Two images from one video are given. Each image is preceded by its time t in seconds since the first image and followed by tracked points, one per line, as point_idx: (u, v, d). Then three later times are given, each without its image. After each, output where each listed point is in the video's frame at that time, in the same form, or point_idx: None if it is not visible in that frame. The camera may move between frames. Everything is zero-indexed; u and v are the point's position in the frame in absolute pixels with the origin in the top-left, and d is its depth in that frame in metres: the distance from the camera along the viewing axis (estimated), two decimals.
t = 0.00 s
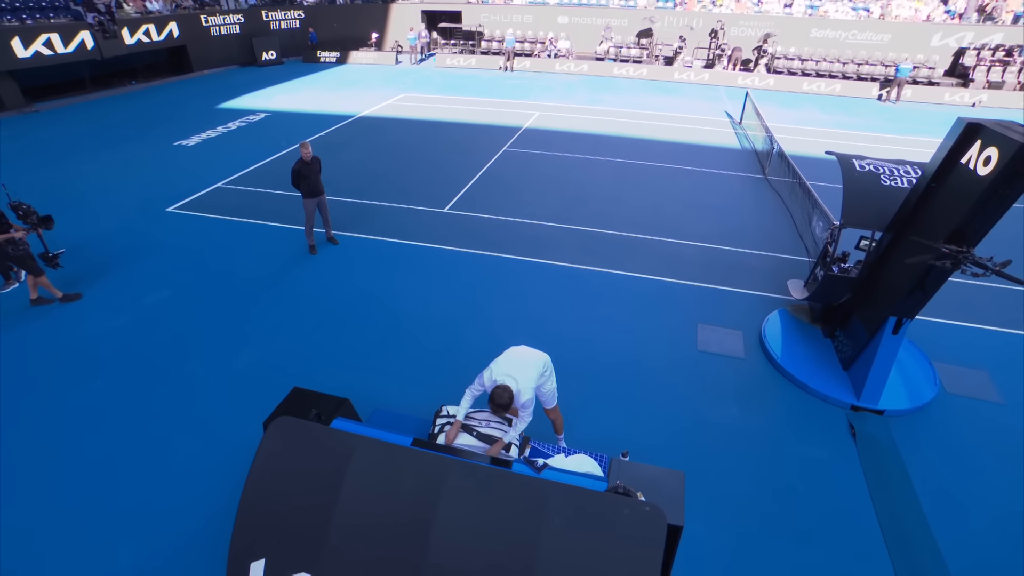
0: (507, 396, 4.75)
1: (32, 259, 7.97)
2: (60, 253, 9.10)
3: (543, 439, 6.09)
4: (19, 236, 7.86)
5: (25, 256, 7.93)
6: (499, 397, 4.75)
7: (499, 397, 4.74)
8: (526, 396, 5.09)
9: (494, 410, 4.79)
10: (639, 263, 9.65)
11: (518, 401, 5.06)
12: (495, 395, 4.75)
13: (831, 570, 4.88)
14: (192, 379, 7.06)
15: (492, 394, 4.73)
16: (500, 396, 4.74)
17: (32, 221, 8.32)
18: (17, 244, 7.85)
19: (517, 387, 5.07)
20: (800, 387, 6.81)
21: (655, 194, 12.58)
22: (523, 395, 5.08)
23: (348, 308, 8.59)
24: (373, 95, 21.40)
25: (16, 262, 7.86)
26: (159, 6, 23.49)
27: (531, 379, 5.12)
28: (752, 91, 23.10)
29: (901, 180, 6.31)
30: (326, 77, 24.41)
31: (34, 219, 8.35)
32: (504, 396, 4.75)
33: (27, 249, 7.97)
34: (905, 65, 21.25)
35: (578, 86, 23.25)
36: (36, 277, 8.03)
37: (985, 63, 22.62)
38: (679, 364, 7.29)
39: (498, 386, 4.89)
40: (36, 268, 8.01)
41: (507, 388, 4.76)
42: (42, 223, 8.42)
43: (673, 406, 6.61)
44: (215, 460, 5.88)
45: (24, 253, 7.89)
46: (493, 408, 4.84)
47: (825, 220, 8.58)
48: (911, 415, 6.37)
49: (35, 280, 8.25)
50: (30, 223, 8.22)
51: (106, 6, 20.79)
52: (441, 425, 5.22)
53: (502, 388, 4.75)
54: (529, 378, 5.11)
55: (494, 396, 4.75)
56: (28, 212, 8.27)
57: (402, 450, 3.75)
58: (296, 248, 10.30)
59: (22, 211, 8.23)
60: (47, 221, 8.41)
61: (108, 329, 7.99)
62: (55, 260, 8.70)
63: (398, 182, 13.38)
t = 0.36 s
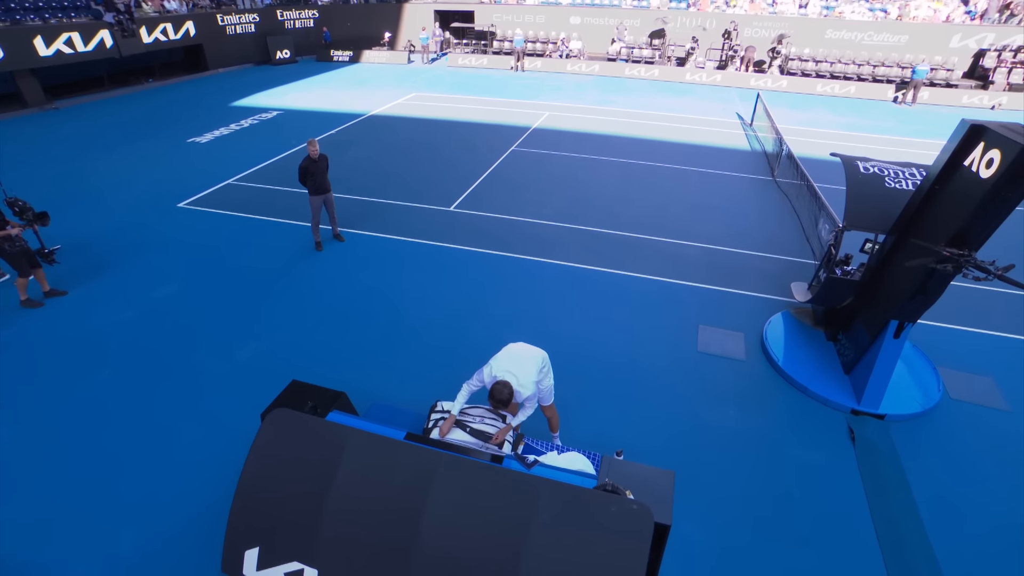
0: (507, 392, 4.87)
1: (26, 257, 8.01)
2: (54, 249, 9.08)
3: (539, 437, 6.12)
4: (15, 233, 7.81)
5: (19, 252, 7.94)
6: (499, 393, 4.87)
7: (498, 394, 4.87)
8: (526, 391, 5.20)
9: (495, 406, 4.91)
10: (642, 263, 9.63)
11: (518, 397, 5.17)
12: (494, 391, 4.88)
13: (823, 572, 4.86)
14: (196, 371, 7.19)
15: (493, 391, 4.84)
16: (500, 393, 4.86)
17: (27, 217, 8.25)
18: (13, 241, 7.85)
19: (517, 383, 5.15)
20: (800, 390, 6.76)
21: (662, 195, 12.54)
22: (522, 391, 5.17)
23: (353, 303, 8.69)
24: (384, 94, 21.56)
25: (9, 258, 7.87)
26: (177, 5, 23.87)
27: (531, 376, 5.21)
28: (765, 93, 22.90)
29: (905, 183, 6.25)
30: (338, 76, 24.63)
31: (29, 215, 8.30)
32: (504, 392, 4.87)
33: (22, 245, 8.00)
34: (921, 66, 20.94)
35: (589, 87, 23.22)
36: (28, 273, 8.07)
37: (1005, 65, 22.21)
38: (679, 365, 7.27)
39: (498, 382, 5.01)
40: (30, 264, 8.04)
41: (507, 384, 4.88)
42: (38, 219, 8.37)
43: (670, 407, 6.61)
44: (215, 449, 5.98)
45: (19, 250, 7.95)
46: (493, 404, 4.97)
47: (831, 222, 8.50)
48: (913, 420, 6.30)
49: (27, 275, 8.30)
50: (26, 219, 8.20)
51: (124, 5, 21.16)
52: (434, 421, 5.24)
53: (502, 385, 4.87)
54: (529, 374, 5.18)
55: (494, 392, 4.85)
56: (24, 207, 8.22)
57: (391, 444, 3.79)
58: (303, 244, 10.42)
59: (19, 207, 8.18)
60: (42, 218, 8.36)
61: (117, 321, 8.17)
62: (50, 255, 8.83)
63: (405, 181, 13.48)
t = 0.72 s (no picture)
0: (508, 389, 4.86)
1: (15, 256, 8.05)
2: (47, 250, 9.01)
3: (532, 434, 6.16)
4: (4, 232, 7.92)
5: (9, 251, 7.96)
6: (499, 389, 4.85)
7: (500, 390, 4.85)
8: (526, 386, 5.24)
9: (496, 403, 4.89)
10: (643, 263, 9.62)
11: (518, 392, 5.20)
12: (495, 388, 4.85)
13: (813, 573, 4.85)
14: (197, 365, 7.28)
15: (494, 387, 4.81)
16: (502, 390, 4.84)
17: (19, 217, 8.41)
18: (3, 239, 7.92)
19: (517, 379, 5.17)
20: (797, 391, 6.73)
21: (665, 196, 12.50)
22: (522, 386, 5.20)
23: (354, 300, 8.77)
24: (391, 94, 21.66)
25: None
26: (188, 5, 24.12)
27: (531, 372, 5.26)
28: (773, 94, 22.76)
29: (905, 184, 6.19)
30: (346, 76, 24.79)
31: (21, 214, 8.47)
32: (504, 389, 4.85)
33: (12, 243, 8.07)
34: (932, 68, 20.71)
35: (595, 87, 23.20)
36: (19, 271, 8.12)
37: (1019, 66, 21.91)
38: (676, 365, 7.27)
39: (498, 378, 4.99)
40: (22, 263, 8.09)
41: (508, 380, 4.87)
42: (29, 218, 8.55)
43: (665, 407, 6.61)
44: (213, 441, 6.08)
45: (9, 247, 7.99)
46: (492, 400, 4.94)
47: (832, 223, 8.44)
48: (911, 423, 6.26)
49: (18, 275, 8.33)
50: (16, 218, 8.33)
51: (137, 5, 21.42)
52: (426, 416, 5.26)
53: (504, 381, 4.85)
54: (528, 369, 5.22)
55: (496, 389, 4.83)
56: (16, 208, 8.37)
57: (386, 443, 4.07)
58: (306, 242, 10.51)
59: (11, 207, 8.32)
60: (33, 217, 8.53)
61: (122, 315, 8.30)
62: (42, 255, 8.87)
63: (409, 179, 13.55)
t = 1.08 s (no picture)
0: (503, 383, 4.84)
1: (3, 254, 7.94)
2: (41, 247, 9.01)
3: (526, 431, 6.20)
4: None
5: None
6: (495, 383, 4.83)
7: (495, 384, 4.83)
8: (523, 381, 5.25)
9: (491, 397, 4.88)
10: (642, 263, 9.63)
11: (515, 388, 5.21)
12: (491, 382, 4.83)
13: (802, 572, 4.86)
14: (198, 359, 7.38)
15: (489, 381, 4.80)
16: (498, 384, 4.82)
17: (10, 215, 8.20)
18: None
19: (514, 375, 5.19)
20: (792, 391, 6.73)
21: (667, 196, 12.49)
22: (519, 381, 5.20)
23: (353, 297, 8.83)
24: (397, 93, 21.77)
25: None
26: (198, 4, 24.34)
27: (527, 367, 5.26)
28: (779, 95, 22.65)
29: (902, 185, 6.17)
30: (353, 75, 24.93)
31: (12, 212, 8.24)
32: (499, 383, 4.83)
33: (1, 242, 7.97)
34: (940, 69, 20.51)
35: (601, 87, 23.20)
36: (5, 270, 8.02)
37: None
38: (672, 364, 7.29)
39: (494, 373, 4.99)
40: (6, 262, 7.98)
41: (503, 375, 4.85)
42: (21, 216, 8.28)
43: (659, 405, 6.63)
44: (211, 434, 6.16)
45: None
46: (488, 395, 4.92)
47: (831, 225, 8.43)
48: (906, 424, 6.23)
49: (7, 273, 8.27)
50: (7, 216, 8.15)
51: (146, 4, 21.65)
52: (419, 412, 5.29)
53: (499, 375, 4.84)
54: (524, 364, 5.22)
55: (491, 383, 4.81)
56: (7, 205, 8.16)
57: (376, 435, 4.11)
58: (308, 239, 10.59)
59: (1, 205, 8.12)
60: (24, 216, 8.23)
61: (126, 309, 8.41)
62: (34, 253, 8.73)
63: (412, 178, 13.62)
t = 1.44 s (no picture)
0: (494, 379, 4.87)
1: None
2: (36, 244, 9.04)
3: (521, 429, 6.23)
4: None
5: None
6: (487, 379, 4.87)
7: (487, 381, 4.87)
8: (516, 378, 5.28)
9: (483, 393, 4.92)
10: (642, 263, 9.63)
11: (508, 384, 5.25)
12: (482, 378, 4.87)
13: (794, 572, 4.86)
14: (198, 354, 7.45)
15: (480, 378, 4.84)
16: (489, 380, 4.86)
17: (4, 213, 8.10)
18: None
19: (507, 372, 5.22)
20: (788, 392, 6.72)
21: (669, 197, 12.46)
22: (512, 377, 5.23)
23: (353, 295, 8.89)
24: (402, 93, 21.85)
25: None
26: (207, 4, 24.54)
27: (521, 364, 5.29)
28: (786, 96, 22.53)
29: (901, 186, 6.15)
30: (359, 74, 25.05)
31: (5, 209, 8.10)
32: (491, 379, 4.87)
33: None
34: (949, 70, 20.33)
35: (606, 88, 23.17)
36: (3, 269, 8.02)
37: None
38: (669, 363, 7.30)
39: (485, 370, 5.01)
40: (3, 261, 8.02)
41: (495, 371, 4.88)
42: (15, 214, 8.23)
43: (655, 405, 6.64)
44: (210, 428, 6.22)
45: None
46: (479, 391, 4.96)
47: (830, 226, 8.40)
48: (903, 426, 6.21)
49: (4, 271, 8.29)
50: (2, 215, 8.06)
51: (156, 4, 21.86)
52: (413, 408, 5.34)
53: (490, 371, 4.87)
54: (518, 361, 5.26)
55: (482, 379, 4.85)
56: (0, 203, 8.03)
57: (369, 430, 4.15)
58: (310, 237, 10.67)
59: None
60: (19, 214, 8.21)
61: (129, 305, 8.51)
62: (30, 251, 8.77)
63: (416, 177, 13.68)
